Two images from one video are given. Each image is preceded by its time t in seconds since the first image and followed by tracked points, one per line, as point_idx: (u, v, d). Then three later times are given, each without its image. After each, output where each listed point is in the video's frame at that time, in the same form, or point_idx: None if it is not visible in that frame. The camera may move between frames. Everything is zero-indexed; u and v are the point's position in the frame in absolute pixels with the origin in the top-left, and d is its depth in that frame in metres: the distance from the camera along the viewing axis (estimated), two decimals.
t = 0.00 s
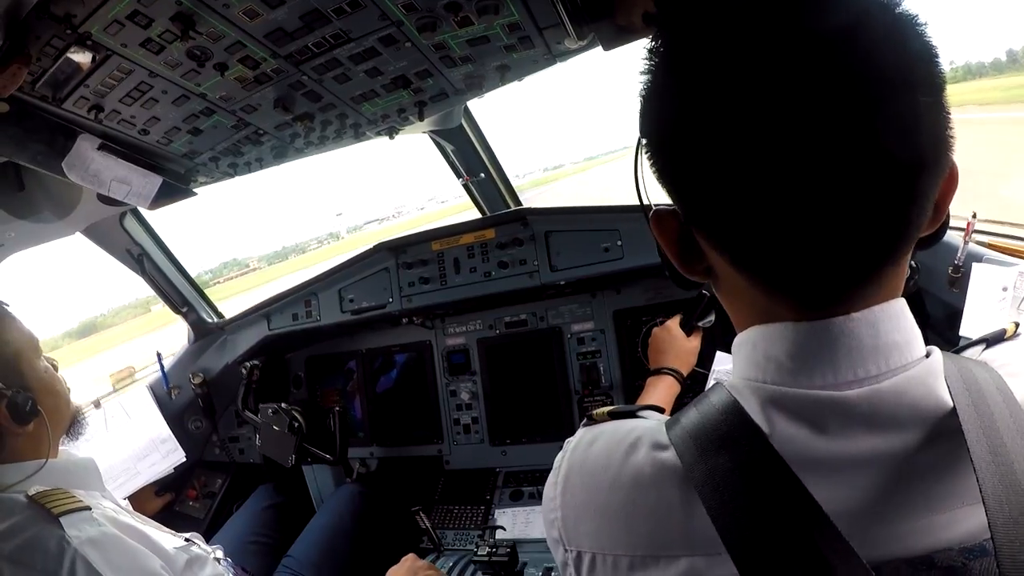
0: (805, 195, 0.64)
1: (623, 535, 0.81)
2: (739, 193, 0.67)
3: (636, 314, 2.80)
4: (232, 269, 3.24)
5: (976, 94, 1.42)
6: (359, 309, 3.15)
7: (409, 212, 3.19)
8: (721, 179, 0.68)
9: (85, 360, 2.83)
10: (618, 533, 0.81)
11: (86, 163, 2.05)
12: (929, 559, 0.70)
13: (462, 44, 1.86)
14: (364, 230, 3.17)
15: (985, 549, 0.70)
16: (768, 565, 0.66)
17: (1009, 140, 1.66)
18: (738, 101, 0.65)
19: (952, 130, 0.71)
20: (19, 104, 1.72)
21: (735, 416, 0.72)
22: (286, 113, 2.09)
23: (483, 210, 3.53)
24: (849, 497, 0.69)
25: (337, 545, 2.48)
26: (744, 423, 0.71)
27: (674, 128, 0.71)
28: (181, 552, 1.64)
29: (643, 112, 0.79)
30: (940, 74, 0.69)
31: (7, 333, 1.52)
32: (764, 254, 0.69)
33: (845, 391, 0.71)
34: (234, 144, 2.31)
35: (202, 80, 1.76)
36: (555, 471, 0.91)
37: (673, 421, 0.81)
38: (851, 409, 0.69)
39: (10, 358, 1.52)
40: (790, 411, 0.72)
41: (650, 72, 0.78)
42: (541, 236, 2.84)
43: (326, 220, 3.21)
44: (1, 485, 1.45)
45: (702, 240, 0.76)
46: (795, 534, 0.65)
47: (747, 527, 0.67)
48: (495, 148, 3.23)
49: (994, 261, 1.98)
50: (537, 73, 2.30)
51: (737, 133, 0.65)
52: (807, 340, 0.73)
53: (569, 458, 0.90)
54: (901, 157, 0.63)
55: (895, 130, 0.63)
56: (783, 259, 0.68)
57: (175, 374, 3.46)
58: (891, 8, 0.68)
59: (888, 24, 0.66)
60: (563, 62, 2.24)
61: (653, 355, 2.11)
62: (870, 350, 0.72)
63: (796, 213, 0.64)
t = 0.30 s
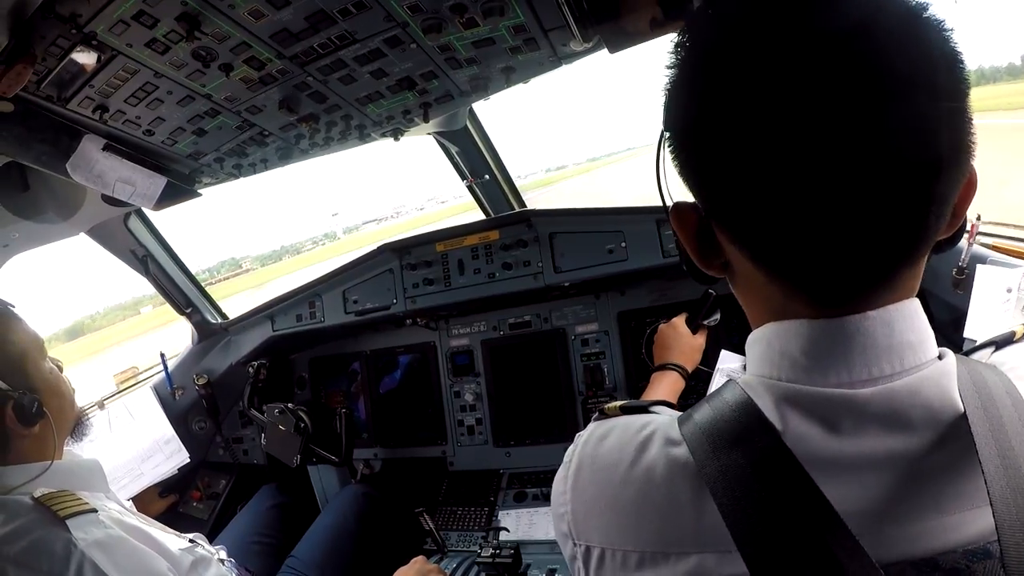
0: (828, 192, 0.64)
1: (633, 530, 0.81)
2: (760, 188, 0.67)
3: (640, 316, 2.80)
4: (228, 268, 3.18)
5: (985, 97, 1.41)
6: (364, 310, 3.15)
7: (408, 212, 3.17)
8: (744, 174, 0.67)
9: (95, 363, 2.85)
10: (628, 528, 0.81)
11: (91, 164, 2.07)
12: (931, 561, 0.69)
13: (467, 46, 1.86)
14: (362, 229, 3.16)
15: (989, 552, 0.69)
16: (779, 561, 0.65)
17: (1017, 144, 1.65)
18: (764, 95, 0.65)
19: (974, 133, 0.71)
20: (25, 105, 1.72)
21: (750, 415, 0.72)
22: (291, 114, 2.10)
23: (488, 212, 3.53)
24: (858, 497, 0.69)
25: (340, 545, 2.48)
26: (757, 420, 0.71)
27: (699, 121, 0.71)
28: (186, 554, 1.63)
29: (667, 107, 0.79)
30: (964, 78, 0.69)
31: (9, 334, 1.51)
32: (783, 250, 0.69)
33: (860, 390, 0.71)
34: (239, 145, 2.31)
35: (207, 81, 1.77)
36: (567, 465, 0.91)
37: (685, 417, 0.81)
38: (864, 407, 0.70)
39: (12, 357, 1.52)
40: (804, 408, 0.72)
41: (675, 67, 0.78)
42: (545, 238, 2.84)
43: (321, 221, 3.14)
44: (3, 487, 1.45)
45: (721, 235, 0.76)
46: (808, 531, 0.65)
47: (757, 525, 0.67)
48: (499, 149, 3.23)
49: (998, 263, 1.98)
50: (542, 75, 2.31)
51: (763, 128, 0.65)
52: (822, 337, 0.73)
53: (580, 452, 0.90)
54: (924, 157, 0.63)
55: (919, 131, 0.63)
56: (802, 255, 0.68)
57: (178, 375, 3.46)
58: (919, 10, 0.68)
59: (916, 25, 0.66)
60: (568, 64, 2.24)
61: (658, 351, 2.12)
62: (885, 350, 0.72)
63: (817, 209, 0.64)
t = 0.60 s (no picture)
0: (830, 199, 0.63)
1: (634, 535, 0.80)
2: (763, 196, 0.66)
3: (644, 317, 2.79)
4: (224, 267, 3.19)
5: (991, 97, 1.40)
6: (367, 310, 3.16)
7: (404, 212, 3.18)
8: (747, 181, 0.67)
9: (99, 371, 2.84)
10: (630, 533, 0.81)
11: (93, 166, 2.08)
12: (935, 566, 0.68)
13: (471, 45, 1.86)
14: (357, 230, 3.14)
15: (992, 557, 0.68)
16: (780, 568, 0.65)
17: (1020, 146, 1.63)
18: (767, 102, 0.64)
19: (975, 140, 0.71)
20: (28, 107, 1.73)
21: (752, 424, 0.72)
22: (294, 114, 2.10)
23: (491, 212, 3.52)
24: (858, 505, 0.69)
25: (343, 545, 2.48)
26: (759, 428, 0.71)
27: (700, 129, 0.71)
28: (188, 555, 1.64)
29: (670, 114, 0.78)
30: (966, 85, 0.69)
31: (11, 334, 1.50)
32: (786, 257, 0.68)
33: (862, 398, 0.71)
34: (242, 146, 2.32)
35: (209, 81, 1.77)
36: (570, 470, 0.91)
37: (687, 424, 0.80)
38: (865, 416, 0.69)
39: (21, 356, 1.51)
40: (806, 416, 0.71)
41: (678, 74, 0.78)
42: (549, 238, 2.83)
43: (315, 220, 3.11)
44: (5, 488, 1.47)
45: (725, 242, 0.75)
46: (808, 536, 0.64)
47: (758, 534, 0.66)
48: (503, 150, 3.22)
49: (1003, 265, 1.96)
50: (545, 76, 2.31)
51: (765, 135, 0.64)
52: (824, 345, 0.73)
53: (583, 456, 0.90)
54: (926, 164, 0.63)
55: (922, 137, 0.62)
56: (805, 262, 0.67)
57: (183, 375, 3.48)
58: (922, 17, 0.68)
59: (918, 32, 0.66)
60: (571, 65, 2.24)
61: (663, 350, 2.11)
62: (886, 358, 0.71)
63: (820, 217, 0.64)
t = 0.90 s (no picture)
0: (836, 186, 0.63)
1: (643, 526, 0.80)
2: (770, 186, 0.66)
3: (647, 313, 2.80)
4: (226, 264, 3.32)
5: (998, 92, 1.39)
6: (371, 308, 3.16)
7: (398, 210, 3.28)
8: (754, 173, 0.67)
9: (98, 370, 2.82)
10: (638, 525, 0.81)
11: (97, 163, 2.07)
12: (939, 555, 0.69)
13: (475, 41, 1.85)
14: (351, 228, 3.31)
15: (995, 546, 0.69)
16: (789, 560, 0.65)
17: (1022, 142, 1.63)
18: (772, 94, 0.64)
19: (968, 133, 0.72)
20: (32, 104, 1.73)
21: (758, 417, 0.72)
22: (297, 111, 2.10)
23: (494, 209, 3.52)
24: (862, 497, 0.69)
25: (347, 542, 2.48)
26: (764, 421, 0.71)
27: (703, 121, 0.71)
28: (191, 551, 1.64)
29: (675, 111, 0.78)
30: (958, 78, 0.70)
31: (18, 330, 1.49)
32: (794, 246, 0.68)
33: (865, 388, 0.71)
34: (245, 143, 2.32)
35: (212, 78, 1.76)
36: (577, 462, 0.91)
37: (693, 419, 0.80)
38: (868, 406, 0.69)
39: (29, 351, 1.50)
40: (809, 408, 0.71)
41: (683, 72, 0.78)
42: (552, 235, 2.83)
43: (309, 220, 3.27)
44: (7, 483, 1.46)
45: (732, 236, 0.74)
46: (814, 527, 0.64)
47: (766, 526, 0.66)
48: (505, 147, 3.22)
49: (1006, 260, 1.96)
50: (548, 72, 2.31)
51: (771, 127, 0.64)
52: (827, 335, 0.73)
53: (590, 448, 0.90)
54: (924, 148, 0.63)
55: (922, 121, 0.63)
56: (812, 250, 0.67)
57: (185, 371, 3.49)
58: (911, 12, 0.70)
59: (910, 23, 0.67)
60: (574, 61, 2.24)
61: (666, 346, 2.11)
62: (887, 346, 0.71)
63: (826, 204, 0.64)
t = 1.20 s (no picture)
0: (840, 179, 0.63)
1: (646, 521, 0.80)
2: (775, 180, 0.65)
3: (649, 311, 2.79)
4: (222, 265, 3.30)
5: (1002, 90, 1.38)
6: (373, 307, 3.17)
7: (393, 211, 3.22)
8: (759, 167, 0.66)
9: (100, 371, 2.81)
10: (641, 519, 0.81)
11: (99, 163, 2.08)
12: (940, 553, 0.69)
13: (476, 41, 1.85)
14: (343, 229, 3.22)
15: (997, 545, 0.68)
16: (792, 554, 0.64)
17: None
18: (777, 88, 0.64)
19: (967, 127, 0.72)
20: (35, 105, 1.74)
21: (761, 410, 0.71)
22: (299, 111, 2.10)
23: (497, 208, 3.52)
24: (864, 492, 0.68)
25: (350, 540, 2.49)
26: (767, 415, 0.71)
27: (705, 114, 0.70)
28: (193, 548, 1.65)
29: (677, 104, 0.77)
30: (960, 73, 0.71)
31: (28, 327, 1.49)
32: (798, 239, 0.67)
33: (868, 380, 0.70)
34: (247, 142, 2.32)
35: (214, 78, 1.77)
36: (581, 457, 0.91)
37: (696, 412, 0.80)
38: (871, 398, 0.69)
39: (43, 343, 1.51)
40: (813, 400, 0.71)
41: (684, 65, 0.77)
42: (554, 234, 2.83)
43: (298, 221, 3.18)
44: (11, 476, 1.45)
45: (736, 230, 0.74)
46: (818, 519, 0.64)
47: (769, 520, 0.66)
48: (508, 146, 3.22)
49: (1008, 257, 1.95)
50: (549, 72, 2.31)
51: (777, 121, 0.64)
52: (830, 327, 0.72)
53: (593, 443, 0.90)
54: (926, 140, 0.63)
55: (923, 114, 0.63)
56: (816, 243, 0.67)
57: (189, 371, 3.50)
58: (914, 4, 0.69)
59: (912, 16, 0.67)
60: (576, 60, 2.24)
61: (668, 344, 2.10)
62: (890, 338, 0.71)
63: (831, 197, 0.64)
